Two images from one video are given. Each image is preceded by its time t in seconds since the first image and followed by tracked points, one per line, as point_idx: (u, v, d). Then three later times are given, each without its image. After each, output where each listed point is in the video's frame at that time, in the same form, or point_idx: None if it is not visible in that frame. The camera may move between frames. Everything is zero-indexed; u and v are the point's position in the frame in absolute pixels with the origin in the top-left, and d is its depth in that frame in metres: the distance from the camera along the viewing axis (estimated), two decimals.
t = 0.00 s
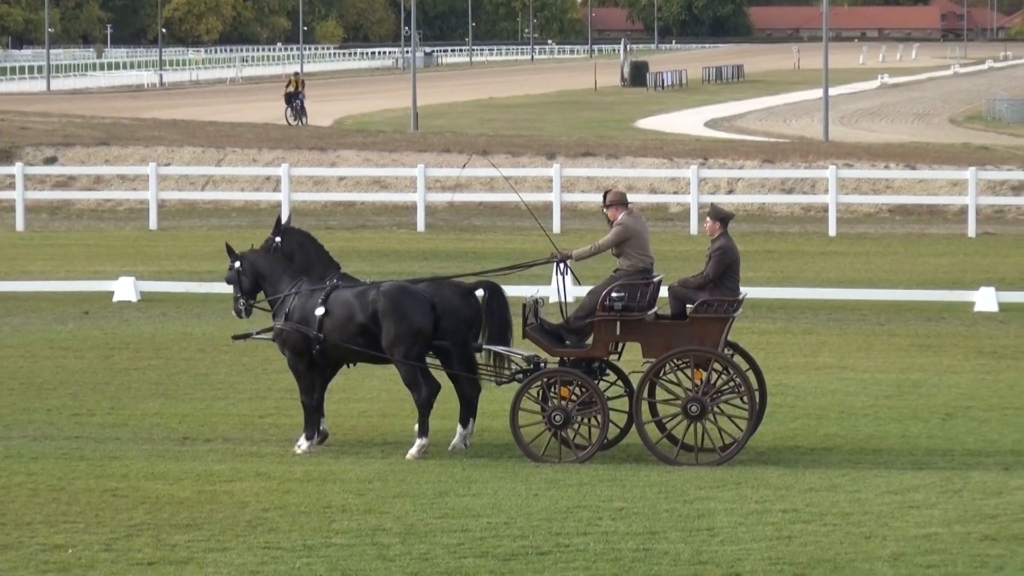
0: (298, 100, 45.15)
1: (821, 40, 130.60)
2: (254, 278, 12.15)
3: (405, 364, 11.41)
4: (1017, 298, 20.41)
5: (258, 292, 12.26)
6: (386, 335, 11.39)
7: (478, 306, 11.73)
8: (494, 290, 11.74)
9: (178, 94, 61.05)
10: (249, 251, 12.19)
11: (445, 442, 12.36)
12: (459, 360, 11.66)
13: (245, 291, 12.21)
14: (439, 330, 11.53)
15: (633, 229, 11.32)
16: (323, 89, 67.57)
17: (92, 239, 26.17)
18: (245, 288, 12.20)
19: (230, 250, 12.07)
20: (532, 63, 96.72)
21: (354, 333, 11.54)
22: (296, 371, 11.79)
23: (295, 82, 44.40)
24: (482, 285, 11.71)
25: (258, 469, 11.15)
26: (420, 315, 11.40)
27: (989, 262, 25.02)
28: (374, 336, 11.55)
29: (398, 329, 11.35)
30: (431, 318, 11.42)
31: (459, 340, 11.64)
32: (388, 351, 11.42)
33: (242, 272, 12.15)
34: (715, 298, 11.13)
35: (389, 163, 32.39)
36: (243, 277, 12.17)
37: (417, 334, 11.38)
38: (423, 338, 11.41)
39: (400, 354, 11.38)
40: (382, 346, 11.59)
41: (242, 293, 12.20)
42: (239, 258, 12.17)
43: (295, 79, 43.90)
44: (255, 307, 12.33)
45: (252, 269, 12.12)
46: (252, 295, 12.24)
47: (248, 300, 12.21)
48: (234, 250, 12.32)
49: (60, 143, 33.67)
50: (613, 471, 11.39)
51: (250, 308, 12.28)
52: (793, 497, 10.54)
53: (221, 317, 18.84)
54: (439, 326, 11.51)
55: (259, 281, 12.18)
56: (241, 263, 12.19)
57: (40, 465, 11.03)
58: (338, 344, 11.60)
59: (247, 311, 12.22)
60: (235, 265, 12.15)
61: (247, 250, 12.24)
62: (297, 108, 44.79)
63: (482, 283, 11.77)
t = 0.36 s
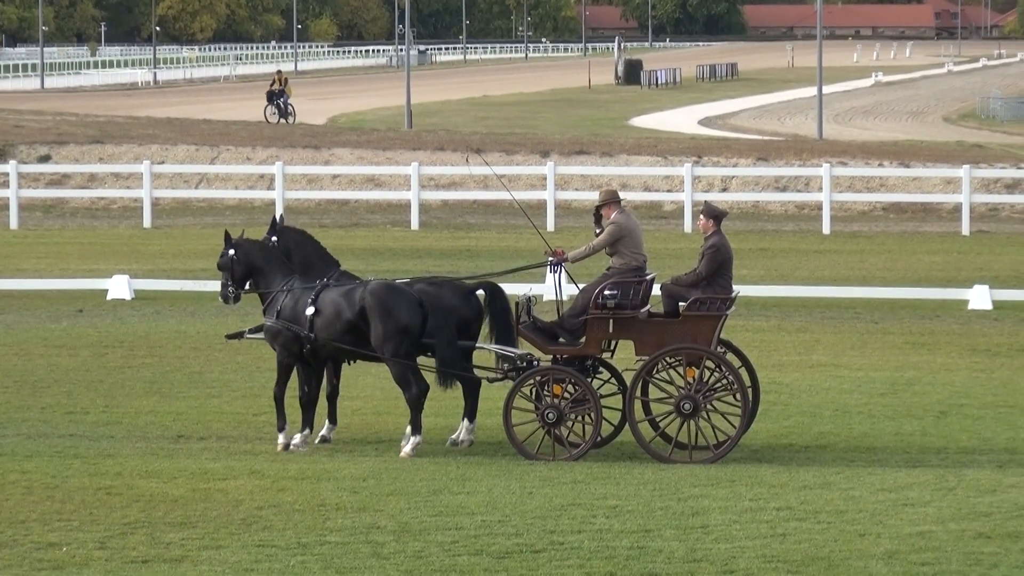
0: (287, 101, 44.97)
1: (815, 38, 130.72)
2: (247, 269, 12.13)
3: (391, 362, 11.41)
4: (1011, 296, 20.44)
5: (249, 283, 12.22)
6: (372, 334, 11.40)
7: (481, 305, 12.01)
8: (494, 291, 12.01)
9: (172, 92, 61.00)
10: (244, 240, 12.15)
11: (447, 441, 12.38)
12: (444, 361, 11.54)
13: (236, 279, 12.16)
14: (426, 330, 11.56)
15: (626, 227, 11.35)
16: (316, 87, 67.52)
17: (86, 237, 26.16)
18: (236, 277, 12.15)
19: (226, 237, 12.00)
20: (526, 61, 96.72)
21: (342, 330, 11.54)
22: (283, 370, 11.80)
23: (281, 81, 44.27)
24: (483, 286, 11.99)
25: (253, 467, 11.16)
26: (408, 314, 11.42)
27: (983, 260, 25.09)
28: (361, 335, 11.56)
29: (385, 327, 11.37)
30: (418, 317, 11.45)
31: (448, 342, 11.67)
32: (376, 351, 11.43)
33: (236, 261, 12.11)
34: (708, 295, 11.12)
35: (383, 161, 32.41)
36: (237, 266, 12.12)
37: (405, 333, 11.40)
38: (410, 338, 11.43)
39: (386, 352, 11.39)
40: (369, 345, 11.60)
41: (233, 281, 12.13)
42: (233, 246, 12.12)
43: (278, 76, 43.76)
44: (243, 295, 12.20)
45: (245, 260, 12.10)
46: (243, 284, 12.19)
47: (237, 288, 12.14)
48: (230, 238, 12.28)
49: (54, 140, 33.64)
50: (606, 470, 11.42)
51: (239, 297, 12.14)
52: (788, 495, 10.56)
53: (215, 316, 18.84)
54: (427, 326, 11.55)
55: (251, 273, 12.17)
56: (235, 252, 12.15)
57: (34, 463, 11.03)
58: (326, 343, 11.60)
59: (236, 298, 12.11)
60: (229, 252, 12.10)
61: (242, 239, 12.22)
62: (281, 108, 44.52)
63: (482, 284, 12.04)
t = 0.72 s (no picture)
0: (276, 102, 44.43)
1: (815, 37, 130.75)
2: (240, 275, 12.15)
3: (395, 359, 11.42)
4: (1011, 294, 20.44)
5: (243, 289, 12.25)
6: (373, 330, 11.40)
7: (483, 302, 12.03)
8: (498, 287, 12.03)
9: (171, 90, 60.97)
10: (236, 248, 12.19)
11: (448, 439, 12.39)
12: (446, 357, 11.52)
13: (231, 288, 12.20)
14: (427, 327, 11.58)
15: (623, 227, 11.41)
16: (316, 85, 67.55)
17: (87, 236, 26.18)
18: (230, 284, 12.19)
19: (216, 246, 12.06)
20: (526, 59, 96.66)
21: (344, 328, 11.53)
22: (285, 369, 11.78)
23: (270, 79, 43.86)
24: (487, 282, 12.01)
25: (253, 465, 11.17)
26: (408, 311, 11.43)
27: (983, 259, 25.08)
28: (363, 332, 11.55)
29: (387, 323, 11.37)
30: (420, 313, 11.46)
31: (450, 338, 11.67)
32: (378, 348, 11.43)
33: (228, 269, 12.14)
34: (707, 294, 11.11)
35: (383, 159, 32.40)
36: (229, 274, 12.16)
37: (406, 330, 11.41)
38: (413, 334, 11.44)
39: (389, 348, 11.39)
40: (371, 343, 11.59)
41: (228, 289, 12.17)
42: (223, 254, 12.16)
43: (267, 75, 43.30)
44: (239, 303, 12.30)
45: (239, 266, 12.13)
46: (237, 291, 12.23)
47: (232, 296, 12.20)
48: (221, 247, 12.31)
49: (53, 139, 33.62)
50: (606, 468, 11.42)
51: (235, 305, 12.25)
52: (788, 494, 10.56)
53: (214, 313, 18.84)
54: (429, 323, 11.55)
55: (247, 278, 12.19)
56: (226, 261, 12.19)
57: (33, 461, 11.03)
58: (328, 342, 11.59)
59: (232, 306, 12.19)
60: (220, 261, 12.14)
61: (233, 246, 12.25)
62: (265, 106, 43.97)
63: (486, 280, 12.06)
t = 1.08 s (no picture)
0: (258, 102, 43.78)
1: (815, 34, 130.70)
2: (246, 276, 12.12)
3: (396, 358, 11.39)
4: (1012, 292, 20.43)
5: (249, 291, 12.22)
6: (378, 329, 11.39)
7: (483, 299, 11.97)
8: (497, 284, 11.99)
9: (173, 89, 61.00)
10: (240, 251, 12.18)
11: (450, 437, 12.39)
12: (450, 355, 11.61)
13: (237, 290, 12.17)
14: (428, 326, 11.54)
15: (620, 228, 11.45)
16: (317, 84, 67.57)
17: (88, 234, 26.20)
18: (236, 286, 12.16)
19: (221, 249, 12.05)
20: (526, 57, 96.61)
21: (344, 327, 11.51)
22: (285, 367, 11.77)
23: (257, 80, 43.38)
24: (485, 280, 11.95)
25: (255, 464, 11.17)
26: (410, 309, 11.38)
27: (984, 256, 25.06)
28: (363, 330, 11.52)
29: (388, 322, 11.33)
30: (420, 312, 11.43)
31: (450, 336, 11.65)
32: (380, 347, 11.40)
33: (234, 271, 12.13)
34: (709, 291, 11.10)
35: (384, 158, 32.40)
36: (235, 276, 12.14)
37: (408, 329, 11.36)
38: (412, 333, 11.40)
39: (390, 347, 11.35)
40: (371, 341, 11.56)
41: (235, 291, 12.14)
42: (229, 258, 12.16)
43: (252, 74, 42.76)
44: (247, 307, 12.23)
45: (244, 267, 12.10)
46: (244, 294, 12.19)
47: (240, 299, 12.16)
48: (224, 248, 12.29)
49: (54, 138, 33.63)
50: (606, 466, 11.42)
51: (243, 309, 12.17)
52: (789, 491, 10.56)
53: (215, 313, 18.84)
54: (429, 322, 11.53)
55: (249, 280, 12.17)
56: (232, 263, 12.17)
57: (34, 460, 11.03)
58: (328, 341, 11.58)
59: (241, 311, 12.12)
60: (226, 264, 12.15)
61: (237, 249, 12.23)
62: (245, 105, 43.32)
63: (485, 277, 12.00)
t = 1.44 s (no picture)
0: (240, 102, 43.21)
1: (820, 34, 130.57)
2: (263, 277, 12.13)
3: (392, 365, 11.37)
4: (1017, 292, 20.40)
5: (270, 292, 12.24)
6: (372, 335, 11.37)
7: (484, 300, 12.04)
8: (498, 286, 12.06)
9: (178, 91, 61.06)
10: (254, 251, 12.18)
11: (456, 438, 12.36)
12: (451, 357, 11.59)
13: (259, 290, 12.21)
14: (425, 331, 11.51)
15: (619, 230, 11.43)
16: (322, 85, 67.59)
17: (93, 236, 26.21)
18: (258, 287, 12.19)
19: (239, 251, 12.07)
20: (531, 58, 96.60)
21: (342, 329, 11.53)
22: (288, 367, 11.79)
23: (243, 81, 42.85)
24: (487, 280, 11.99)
25: (260, 465, 11.17)
26: (407, 317, 11.34)
27: (989, 256, 25.02)
28: (360, 333, 11.53)
29: (384, 330, 11.31)
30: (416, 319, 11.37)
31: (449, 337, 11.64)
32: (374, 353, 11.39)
33: (251, 271, 12.16)
34: (712, 292, 11.09)
35: (389, 159, 32.41)
36: (253, 276, 12.16)
37: (404, 336, 11.34)
38: (409, 340, 11.35)
39: (385, 354, 11.34)
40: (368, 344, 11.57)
41: (256, 291, 12.19)
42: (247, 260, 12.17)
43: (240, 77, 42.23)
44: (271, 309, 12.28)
45: (260, 268, 12.12)
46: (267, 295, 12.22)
47: (265, 300, 12.22)
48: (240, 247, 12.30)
49: (59, 139, 33.65)
50: (613, 467, 11.41)
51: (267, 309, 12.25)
52: (795, 492, 10.54)
53: (221, 314, 18.84)
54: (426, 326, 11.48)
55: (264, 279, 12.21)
56: (250, 264, 12.21)
57: (40, 462, 11.03)
58: (326, 342, 11.61)
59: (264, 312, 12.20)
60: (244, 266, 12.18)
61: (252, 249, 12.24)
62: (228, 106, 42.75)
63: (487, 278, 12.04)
